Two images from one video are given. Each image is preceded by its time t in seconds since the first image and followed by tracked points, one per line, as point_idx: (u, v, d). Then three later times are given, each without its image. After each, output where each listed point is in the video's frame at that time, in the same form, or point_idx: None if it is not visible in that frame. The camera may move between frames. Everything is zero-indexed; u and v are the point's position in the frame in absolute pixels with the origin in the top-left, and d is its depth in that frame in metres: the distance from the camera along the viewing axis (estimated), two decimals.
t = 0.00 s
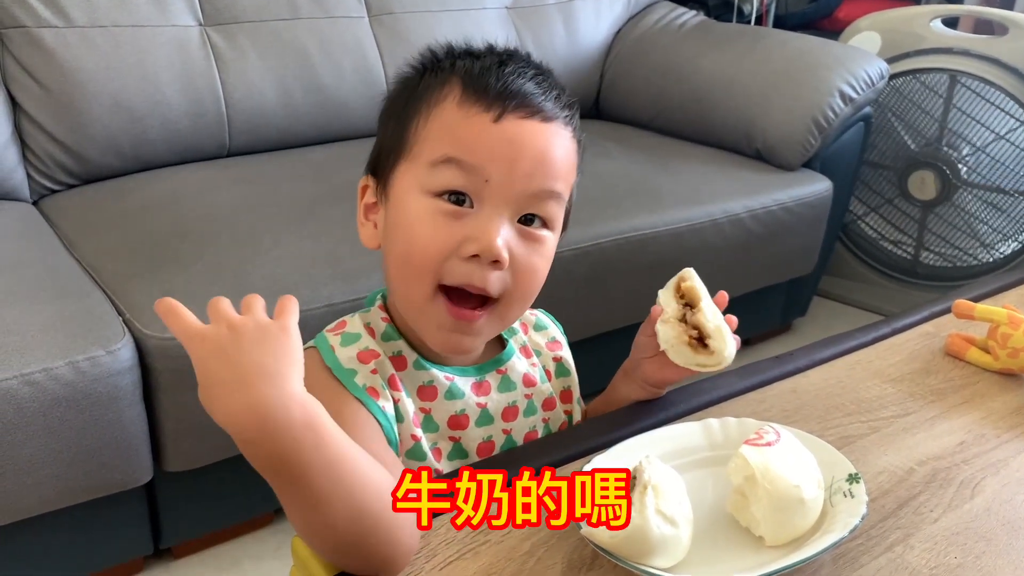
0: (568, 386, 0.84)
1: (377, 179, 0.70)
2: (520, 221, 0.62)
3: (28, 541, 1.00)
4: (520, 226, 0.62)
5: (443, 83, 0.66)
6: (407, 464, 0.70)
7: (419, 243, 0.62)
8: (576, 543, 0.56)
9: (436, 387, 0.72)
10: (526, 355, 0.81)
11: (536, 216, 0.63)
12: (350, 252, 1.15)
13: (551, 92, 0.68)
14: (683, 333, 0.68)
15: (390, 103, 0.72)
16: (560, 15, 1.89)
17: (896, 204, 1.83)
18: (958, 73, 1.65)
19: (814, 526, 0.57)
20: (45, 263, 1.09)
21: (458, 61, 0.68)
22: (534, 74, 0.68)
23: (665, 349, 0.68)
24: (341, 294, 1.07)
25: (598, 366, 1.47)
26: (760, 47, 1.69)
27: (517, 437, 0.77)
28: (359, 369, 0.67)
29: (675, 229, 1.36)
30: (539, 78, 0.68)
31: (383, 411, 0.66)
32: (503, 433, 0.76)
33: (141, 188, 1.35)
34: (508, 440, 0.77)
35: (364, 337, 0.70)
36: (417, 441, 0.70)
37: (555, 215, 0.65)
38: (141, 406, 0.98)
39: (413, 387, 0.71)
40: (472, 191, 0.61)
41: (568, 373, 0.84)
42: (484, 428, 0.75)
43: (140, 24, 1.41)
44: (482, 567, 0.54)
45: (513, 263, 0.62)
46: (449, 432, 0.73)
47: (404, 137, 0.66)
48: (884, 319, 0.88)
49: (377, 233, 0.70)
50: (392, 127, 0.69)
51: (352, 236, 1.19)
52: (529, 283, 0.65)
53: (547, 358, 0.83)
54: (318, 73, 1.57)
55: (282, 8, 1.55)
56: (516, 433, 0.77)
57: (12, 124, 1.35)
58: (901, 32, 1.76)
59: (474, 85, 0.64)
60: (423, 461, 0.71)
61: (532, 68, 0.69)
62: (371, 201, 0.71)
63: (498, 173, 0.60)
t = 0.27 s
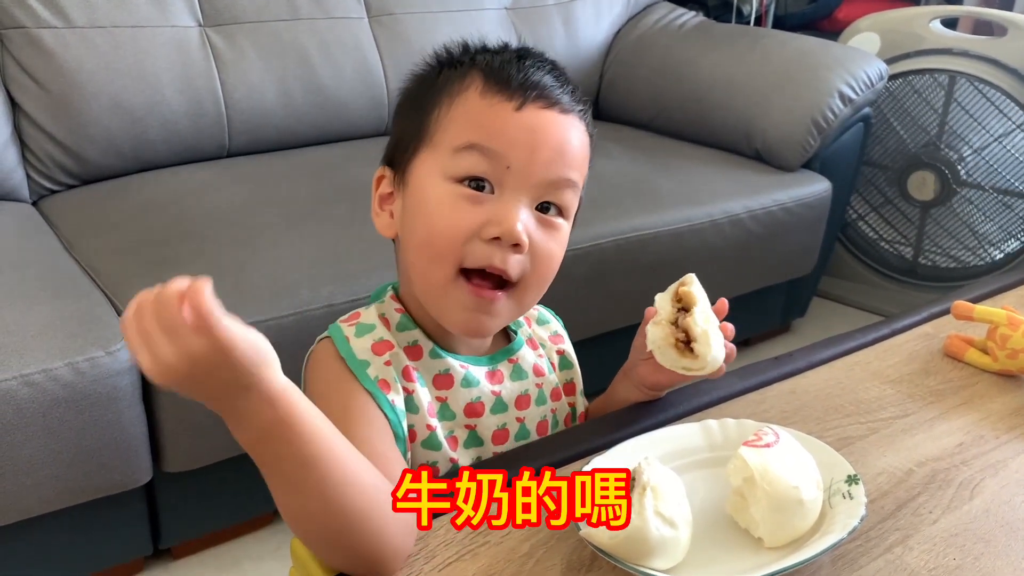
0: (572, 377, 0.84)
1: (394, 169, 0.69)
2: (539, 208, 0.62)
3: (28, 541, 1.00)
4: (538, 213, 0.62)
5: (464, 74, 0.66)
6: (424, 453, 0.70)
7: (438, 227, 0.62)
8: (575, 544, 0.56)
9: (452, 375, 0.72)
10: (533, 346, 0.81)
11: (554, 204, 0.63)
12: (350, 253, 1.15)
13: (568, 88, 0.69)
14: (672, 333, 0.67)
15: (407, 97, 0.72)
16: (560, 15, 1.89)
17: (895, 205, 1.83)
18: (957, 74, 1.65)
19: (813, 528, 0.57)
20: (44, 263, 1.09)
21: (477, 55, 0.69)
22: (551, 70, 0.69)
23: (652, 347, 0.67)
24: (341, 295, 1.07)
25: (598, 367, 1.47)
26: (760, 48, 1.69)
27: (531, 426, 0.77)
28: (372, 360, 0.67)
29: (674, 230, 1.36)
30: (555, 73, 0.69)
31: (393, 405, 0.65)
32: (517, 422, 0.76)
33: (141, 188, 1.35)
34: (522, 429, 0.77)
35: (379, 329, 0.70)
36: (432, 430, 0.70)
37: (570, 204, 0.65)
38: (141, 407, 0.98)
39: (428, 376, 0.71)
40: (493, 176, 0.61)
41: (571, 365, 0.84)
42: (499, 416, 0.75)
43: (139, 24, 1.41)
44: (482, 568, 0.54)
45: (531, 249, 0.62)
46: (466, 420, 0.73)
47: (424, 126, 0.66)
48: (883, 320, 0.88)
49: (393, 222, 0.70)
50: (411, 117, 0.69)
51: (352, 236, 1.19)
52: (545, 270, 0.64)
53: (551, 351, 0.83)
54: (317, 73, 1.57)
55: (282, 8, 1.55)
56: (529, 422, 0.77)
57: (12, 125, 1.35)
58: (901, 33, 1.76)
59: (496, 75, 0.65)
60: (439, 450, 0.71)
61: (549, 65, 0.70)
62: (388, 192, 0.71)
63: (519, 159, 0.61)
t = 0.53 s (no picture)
0: (572, 368, 0.84)
1: (404, 164, 0.69)
2: (553, 205, 0.63)
3: (26, 545, 1.00)
4: (551, 210, 0.63)
5: (475, 70, 0.66)
6: (445, 443, 0.71)
7: (454, 224, 0.62)
8: (572, 549, 0.57)
9: (469, 365, 0.72)
10: (537, 339, 0.81)
11: (568, 201, 0.64)
12: (349, 256, 1.15)
13: (576, 86, 0.69)
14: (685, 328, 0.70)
15: (414, 92, 0.71)
16: (559, 19, 1.90)
17: (893, 207, 1.83)
18: (954, 77, 1.66)
19: (810, 532, 0.57)
20: (43, 267, 1.09)
21: (486, 51, 0.69)
22: (559, 67, 0.69)
23: (660, 325, 0.71)
24: (340, 298, 1.07)
25: (596, 370, 1.47)
26: (758, 51, 1.69)
27: (543, 417, 0.78)
28: (397, 350, 0.66)
29: (673, 233, 1.37)
30: (563, 71, 0.69)
31: (412, 396, 0.65)
32: (531, 411, 0.77)
33: (140, 191, 1.35)
34: (537, 419, 0.77)
35: (402, 317, 0.69)
36: (449, 421, 0.70)
37: (581, 200, 0.66)
38: (139, 410, 0.98)
39: (447, 366, 0.71)
40: (510, 174, 0.61)
41: (571, 358, 0.84)
42: (515, 406, 0.75)
43: (139, 27, 1.41)
44: (480, 571, 0.54)
45: (547, 245, 0.63)
46: (484, 409, 0.73)
47: (436, 122, 0.66)
48: (881, 324, 0.88)
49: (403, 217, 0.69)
50: (421, 113, 0.68)
51: (350, 239, 1.19)
52: (557, 267, 0.65)
53: (553, 344, 0.83)
54: (317, 76, 1.58)
55: (281, 11, 1.55)
56: (542, 412, 0.78)
57: (11, 127, 1.35)
58: (899, 36, 1.76)
59: (509, 72, 0.65)
60: (459, 440, 0.71)
61: (556, 62, 0.70)
62: (397, 187, 0.70)
63: (535, 158, 0.61)
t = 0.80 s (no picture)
0: (583, 377, 0.84)
1: (420, 170, 0.68)
2: (574, 222, 0.63)
3: (23, 548, 1.00)
4: (571, 226, 0.63)
5: (497, 81, 0.64)
6: (456, 452, 0.70)
7: (475, 240, 0.62)
8: (571, 553, 0.56)
9: (487, 371, 0.72)
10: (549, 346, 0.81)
11: (588, 217, 0.64)
12: (348, 259, 1.15)
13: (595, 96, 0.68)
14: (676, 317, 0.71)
15: (430, 95, 0.69)
16: (559, 21, 1.90)
17: (894, 211, 1.83)
18: (954, 80, 1.66)
19: (810, 537, 0.57)
20: (41, 269, 1.09)
21: (506, 58, 0.67)
22: (577, 75, 0.68)
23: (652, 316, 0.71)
24: (339, 300, 1.07)
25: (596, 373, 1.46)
26: (758, 53, 1.69)
27: (555, 424, 0.78)
28: (427, 353, 0.66)
29: (673, 235, 1.36)
30: (582, 80, 0.68)
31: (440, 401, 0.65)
32: (544, 418, 0.77)
33: (139, 193, 1.34)
34: (549, 425, 0.78)
35: (433, 321, 0.68)
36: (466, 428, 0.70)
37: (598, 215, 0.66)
38: (137, 413, 0.98)
39: (467, 371, 0.71)
40: (533, 194, 0.61)
41: (583, 366, 0.84)
42: (530, 413, 0.75)
43: (138, 29, 1.41)
44: None
45: (567, 262, 0.63)
46: (502, 416, 0.73)
47: (457, 133, 0.64)
48: (881, 327, 0.88)
49: (419, 224, 0.68)
50: (439, 120, 0.67)
51: (349, 242, 1.19)
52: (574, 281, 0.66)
53: (565, 351, 0.83)
54: (316, 78, 1.57)
55: (280, 13, 1.55)
56: (554, 418, 0.78)
57: (10, 129, 1.34)
58: (899, 39, 1.77)
59: (533, 87, 0.64)
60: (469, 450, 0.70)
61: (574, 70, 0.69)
62: (412, 192, 0.69)
63: (559, 178, 0.61)
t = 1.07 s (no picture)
0: (584, 379, 0.84)
1: (418, 184, 0.66)
2: (577, 244, 0.64)
3: (25, 551, 1.00)
4: (574, 246, 0.64)
5: (506, 102, 0.63)
6: (455, 455, 0.70)
7: (486, 271, 0.62)
8: (574, 556, 0.56)
9: (483, 374, 0.72)
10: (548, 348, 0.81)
11: (589, 237, 0.65)
12: (350, 261, 1.15)
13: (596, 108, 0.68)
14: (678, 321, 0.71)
15: (426, 103, 0.66)
16: (559, 24, 1.90)
17: (894, 213, 1.83)
18: (955, 82, 1.66)
19: (813, 540, 0.57)
20: (43, 272, 1.09)
21: (511, 72, 0.65)
22: (579, 88, 0.67)
23: (654, 320, 0.71)
24: (341, 303, 1.07)
25: (597, 375, 1.46)
26: (759, 56, 1.69)
27: (556, 426, 0.78)
28: (420, 357, 0.66)
29: (674, 238, 1.36)
30: (584, 93, 0.67)
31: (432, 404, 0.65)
32: (544, 421, 0.78)
33: (140, 196, 1.34)
34: (549, 428, 0.78)
35: (424, 324, 0.69)
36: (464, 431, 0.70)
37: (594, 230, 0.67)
38: (139, 416, 0.98)
39: (462, 375, 0.71)
40: (541, 225, 0.61)
41: (582, 367, 0.84)
42: (528, 415, 0.76)
43: (139, 32, 1.41)
44: None
45: (568, 284, 0.64)
46: (500, 419, 0.74)
47: (463, 155, 0.63)
48: (883, 330, 0.88)
49: (418, 239, 0.67)
50: (438, 137, 0.64)
51: (351, 245, 1.19)
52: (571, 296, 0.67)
53: (565, 353, 0.82)
54: (317, 81, 1.58)
55: (281, 16, 1.55)
56: (555, 421, 0.79)
57: (12, 132, 1.35)
58: (898, 41, 1.77)
59: (544, 112, 0.62)
60: (470, 452, 0.71)
61: (573, 81, 0.68)
62: (410, 205, 0.67)
63: (568, 210, 0.61)
